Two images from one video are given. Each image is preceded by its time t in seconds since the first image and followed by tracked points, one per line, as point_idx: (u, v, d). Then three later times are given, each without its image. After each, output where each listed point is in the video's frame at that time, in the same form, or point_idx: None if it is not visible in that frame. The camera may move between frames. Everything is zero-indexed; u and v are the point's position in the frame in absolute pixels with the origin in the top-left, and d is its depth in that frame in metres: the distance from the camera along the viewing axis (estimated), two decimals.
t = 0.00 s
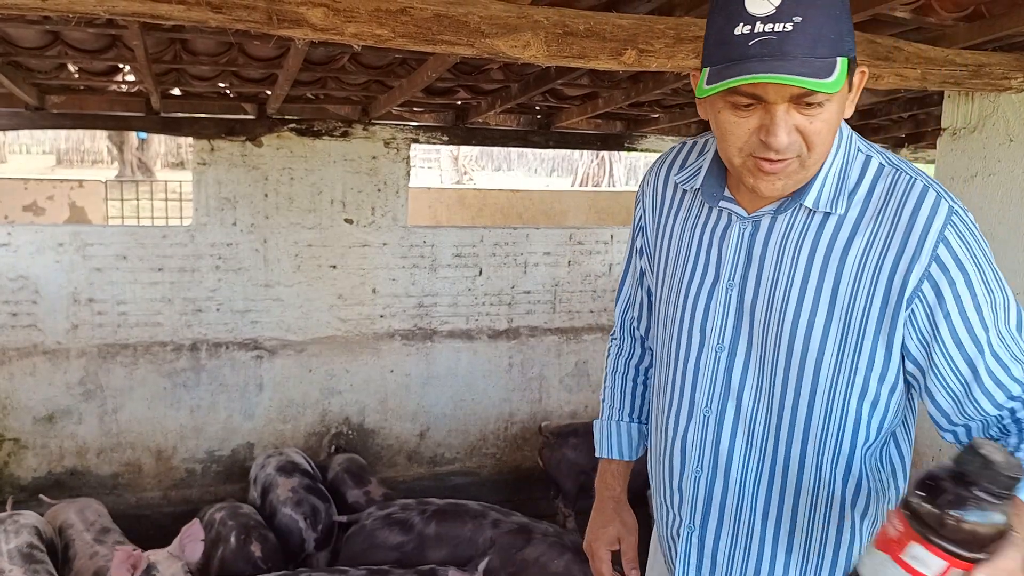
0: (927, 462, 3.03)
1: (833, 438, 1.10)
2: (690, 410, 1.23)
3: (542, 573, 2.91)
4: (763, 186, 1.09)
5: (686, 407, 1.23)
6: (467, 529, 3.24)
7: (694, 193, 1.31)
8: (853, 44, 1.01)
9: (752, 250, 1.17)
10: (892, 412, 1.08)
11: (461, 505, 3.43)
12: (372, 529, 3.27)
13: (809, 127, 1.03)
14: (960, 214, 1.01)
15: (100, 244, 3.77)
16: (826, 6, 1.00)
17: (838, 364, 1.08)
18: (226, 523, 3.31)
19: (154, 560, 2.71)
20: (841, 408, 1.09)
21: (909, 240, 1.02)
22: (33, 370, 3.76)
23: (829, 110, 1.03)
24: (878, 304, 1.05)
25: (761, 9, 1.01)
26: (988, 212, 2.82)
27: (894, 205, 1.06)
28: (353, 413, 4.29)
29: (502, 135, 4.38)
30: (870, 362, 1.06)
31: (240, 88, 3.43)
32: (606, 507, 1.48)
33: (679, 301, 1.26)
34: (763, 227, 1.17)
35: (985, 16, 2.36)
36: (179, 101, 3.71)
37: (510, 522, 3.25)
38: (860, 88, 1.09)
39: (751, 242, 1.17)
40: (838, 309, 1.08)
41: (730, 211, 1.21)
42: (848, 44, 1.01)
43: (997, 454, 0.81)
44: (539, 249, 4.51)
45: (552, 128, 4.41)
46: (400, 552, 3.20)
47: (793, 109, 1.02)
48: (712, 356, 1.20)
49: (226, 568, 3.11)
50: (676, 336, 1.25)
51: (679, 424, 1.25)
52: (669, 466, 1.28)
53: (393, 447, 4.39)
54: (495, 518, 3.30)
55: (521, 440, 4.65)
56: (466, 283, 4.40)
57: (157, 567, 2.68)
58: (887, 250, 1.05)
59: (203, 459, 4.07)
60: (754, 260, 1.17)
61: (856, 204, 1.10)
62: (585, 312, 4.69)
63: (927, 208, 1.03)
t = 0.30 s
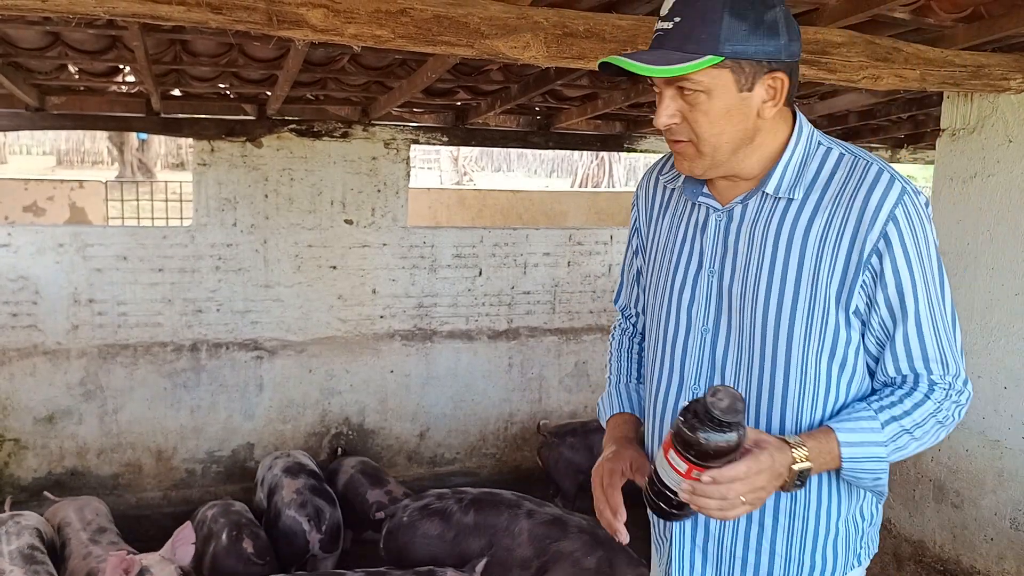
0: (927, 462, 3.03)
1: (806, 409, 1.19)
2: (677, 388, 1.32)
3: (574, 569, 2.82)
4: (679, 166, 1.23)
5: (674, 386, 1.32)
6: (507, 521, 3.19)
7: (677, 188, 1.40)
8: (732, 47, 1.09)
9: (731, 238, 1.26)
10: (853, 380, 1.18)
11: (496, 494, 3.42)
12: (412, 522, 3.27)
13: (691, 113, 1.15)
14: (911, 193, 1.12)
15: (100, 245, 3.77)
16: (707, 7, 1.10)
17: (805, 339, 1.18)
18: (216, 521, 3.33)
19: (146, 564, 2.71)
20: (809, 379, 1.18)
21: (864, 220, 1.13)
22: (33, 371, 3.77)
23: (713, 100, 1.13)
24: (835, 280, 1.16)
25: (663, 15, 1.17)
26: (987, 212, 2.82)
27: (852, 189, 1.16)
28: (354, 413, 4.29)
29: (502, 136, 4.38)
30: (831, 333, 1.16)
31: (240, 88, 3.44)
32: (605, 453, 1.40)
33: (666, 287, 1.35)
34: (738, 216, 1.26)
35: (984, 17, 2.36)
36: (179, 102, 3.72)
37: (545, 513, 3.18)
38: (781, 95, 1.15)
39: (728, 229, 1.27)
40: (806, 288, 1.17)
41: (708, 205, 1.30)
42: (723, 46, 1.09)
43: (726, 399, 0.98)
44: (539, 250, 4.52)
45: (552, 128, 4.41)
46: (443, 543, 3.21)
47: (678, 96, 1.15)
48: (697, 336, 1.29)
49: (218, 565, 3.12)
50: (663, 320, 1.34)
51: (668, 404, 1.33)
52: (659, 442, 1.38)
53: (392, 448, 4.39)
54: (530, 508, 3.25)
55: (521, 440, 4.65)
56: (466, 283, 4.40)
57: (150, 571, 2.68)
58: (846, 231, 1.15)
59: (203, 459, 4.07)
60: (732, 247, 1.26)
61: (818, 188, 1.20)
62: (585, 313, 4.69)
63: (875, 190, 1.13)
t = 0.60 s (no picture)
0: (927, 462, 3.04)
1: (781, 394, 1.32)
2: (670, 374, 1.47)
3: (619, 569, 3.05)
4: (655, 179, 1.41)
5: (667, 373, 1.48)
6: (545, 522, 3.23)
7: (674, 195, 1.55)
8: (672, 75, 1.25)
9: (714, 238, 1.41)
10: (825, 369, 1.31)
11: (529, 496, 3.42)
12: (446, 522, 3.26)
13: (649, 133, 1.34)
14: (872, 196, 1.24)
15: (99, 245, 3.77)
16: (652, 40, 1.26)
17: (777, 331, 1.31)
18: (206, 519, 3.37)
19: (147, 568, 2.72)
20: (783, 366, 1.32)
21: (826, 221, 1.26)
22: (32, 371, 3.76)
23: (665, 123, 1.30)
24: (804, 276, 1.29)
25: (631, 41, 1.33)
26: (988, 212, 2.82)
27: (818, 194, 1.29)
28: (353, 413, 4.29)
29: (502, 136, 4.38)
30: (801, 325, 1.30)
31: (239, 88, 3.43)
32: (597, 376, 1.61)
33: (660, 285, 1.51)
34: (719, 222, 1.40)
35: (985, 16, 2.35)
36: (178, 102, 3.72)
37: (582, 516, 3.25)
38: (725, 114, 1.29)
39: (711, 232, 1.42)
40: (776, 285, 1.31)
41: (696, 211, 1.45)
42: (664, 75, 1.25)
43: (654, 340, 1.22)
44: (539, 250, 4.51)
45: (551, 128, 4.41)
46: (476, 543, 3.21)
47: (638, 119, 1.34)
48: (686, 328, 1.45)
49: (206, 561, 3.15)
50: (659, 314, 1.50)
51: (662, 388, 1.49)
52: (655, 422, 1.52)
53: (392, 448, 4.39)
54: (564, 509, 3.30)
55: (521, 440, 4.64)
56: (465, 284, 4.39)
57: None
58: (811, 232, 1.28)
59: (203, 459, 4.06)
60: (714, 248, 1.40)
61: (789, 193, 1.33)
62: (585, 313, 4.68)
63: (838, 195, 1.25)
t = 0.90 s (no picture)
0: (927, 462, 3.04)
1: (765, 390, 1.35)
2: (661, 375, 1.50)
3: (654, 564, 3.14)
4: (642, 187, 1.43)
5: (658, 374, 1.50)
6: (577, 515, 3.31)
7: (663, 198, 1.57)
8: (652, 87, 1.26)
9: (699, 240, 1.43)
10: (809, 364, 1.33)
11: (559, 489, 3.49)
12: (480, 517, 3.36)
13: (633, 143, 1.35)
14: (843, 194, 1.26)
15: (100, 245, 3.77)
16: (633, 54, 1.28)
17: (758, 330, 1.34)
18: (192, 511, 3.47)
19: (148, 567, 2.71)
20: (766, 364, 1.34)
21: (800, 220, 1.28)
22: (33, 371, 3.77)
23: (647, 132, 1.32)
24: (782, 274, 1.31)
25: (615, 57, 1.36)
26: (988, 213, 2.82)
27: (793, 194, 1.31)
28: (354, 413, 4.29)
29: (502, 136, 4.38)
30: (781, 323, 1.32)
31: (240, 89, 3.44)
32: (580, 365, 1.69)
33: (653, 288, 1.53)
34: (704, 224, 1.42)
35: (985, 17, 2.35)
36: (179, 103, 3.73)
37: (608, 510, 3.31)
38: (704, 123, 1.31)
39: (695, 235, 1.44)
40: (756, 283, 1.33)
41: (683, 215, 1.48)
42: (644, 87, 1.27)
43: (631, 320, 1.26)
44: (539, 250, 4.52)
45: (552, 129, 4.41)
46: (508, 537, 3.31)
47: (624, 129, 1.35)
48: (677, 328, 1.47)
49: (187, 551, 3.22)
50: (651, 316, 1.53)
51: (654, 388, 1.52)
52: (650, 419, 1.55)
53: (392, 448, 4.39)
54: (595, 504, 3.38)
55: (521, 441, 4.64)
56: (466, 284, 4.40)
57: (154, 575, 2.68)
58: (787, 230, 1.30)
59: (203, 460, 4.07)
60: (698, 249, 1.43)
61: (767, 193, 1.35)
62: (585, 314, 4.68)
63: (812, 193, 1.28)
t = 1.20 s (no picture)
0: (926, 464, 3.04)
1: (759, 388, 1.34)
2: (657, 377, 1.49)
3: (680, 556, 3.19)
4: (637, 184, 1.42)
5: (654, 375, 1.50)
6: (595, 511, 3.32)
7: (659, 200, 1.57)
8: (657, 78, 1.27)
9: (694, 238, 1.43)
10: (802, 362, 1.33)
11: (582, 485, 3.49)
12: (507, 514, 3.32)
13: (634, 137, 1.35)
14: (835, 188, 1.26)
15: (99, 246, 3.77)
16: (638, 48, 1.29)
17: (753, 328, 1.33)
18: (182, 505, 3.52)
19: (151, 569, 2.69)
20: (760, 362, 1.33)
21: (792, 215, 1.28)
22: (32, 373, 3.76)
23: (649, 124, 1.32)
24: (774, 271, 1.31)
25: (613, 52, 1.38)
26: (988, 215, 2.82)
27: (785, 189, 1.31)
28: (353, 415, 4.29)
29: (502, 138, 4.39)
30: (775, 321, 1.32)
31: (240, 90, 3.43)
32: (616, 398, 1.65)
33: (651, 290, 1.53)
34: (700, 224, 1.42)
35: (985, 20, 2.35)
36: (179, 104, 3.73)
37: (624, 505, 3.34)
38: (705, 116, 1.32)
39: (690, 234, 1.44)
40: (749, 279, 1.33)
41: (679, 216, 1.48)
42: (649, 78, 1.28)
43: (623, 310, 1.29)
44: (539, 252, 4.52)
45: (551, 131, 4.42)
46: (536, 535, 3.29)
47: (623, 123, 1.36)
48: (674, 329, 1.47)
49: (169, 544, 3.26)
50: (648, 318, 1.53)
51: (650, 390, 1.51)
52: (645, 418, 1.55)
53: (392, 450, 4.38)
54: (617, 496, 3.39)
55: (521, 443, 4.64)
56: (465, 286, 4.40)
57: None
58: (780, 225, 1.30)
59: (202, 461, 4.06)
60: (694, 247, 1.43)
61: (761, 189, 1.34)
62: (585, 316, 4.67)
63: (803, 188, 1.28)
